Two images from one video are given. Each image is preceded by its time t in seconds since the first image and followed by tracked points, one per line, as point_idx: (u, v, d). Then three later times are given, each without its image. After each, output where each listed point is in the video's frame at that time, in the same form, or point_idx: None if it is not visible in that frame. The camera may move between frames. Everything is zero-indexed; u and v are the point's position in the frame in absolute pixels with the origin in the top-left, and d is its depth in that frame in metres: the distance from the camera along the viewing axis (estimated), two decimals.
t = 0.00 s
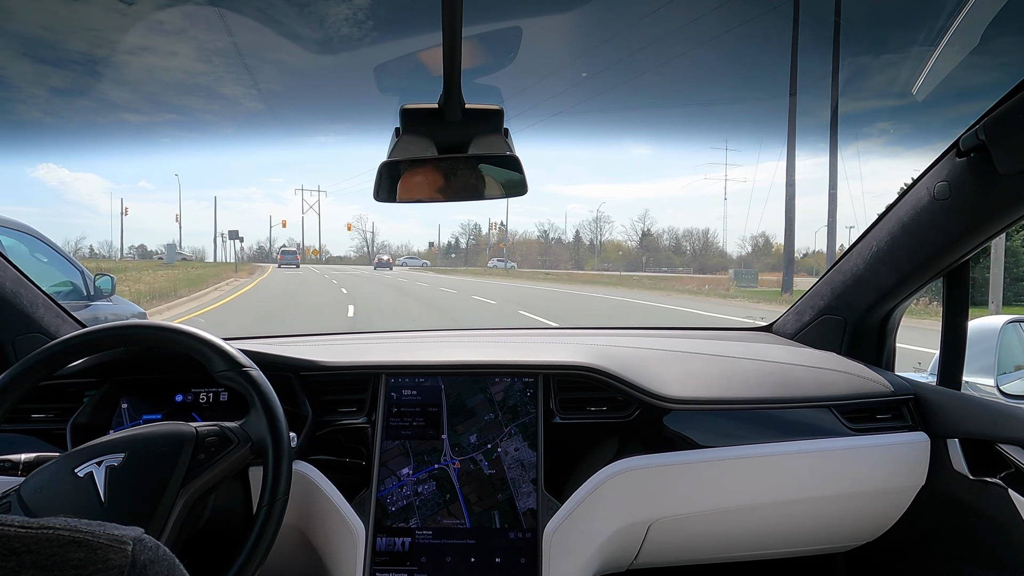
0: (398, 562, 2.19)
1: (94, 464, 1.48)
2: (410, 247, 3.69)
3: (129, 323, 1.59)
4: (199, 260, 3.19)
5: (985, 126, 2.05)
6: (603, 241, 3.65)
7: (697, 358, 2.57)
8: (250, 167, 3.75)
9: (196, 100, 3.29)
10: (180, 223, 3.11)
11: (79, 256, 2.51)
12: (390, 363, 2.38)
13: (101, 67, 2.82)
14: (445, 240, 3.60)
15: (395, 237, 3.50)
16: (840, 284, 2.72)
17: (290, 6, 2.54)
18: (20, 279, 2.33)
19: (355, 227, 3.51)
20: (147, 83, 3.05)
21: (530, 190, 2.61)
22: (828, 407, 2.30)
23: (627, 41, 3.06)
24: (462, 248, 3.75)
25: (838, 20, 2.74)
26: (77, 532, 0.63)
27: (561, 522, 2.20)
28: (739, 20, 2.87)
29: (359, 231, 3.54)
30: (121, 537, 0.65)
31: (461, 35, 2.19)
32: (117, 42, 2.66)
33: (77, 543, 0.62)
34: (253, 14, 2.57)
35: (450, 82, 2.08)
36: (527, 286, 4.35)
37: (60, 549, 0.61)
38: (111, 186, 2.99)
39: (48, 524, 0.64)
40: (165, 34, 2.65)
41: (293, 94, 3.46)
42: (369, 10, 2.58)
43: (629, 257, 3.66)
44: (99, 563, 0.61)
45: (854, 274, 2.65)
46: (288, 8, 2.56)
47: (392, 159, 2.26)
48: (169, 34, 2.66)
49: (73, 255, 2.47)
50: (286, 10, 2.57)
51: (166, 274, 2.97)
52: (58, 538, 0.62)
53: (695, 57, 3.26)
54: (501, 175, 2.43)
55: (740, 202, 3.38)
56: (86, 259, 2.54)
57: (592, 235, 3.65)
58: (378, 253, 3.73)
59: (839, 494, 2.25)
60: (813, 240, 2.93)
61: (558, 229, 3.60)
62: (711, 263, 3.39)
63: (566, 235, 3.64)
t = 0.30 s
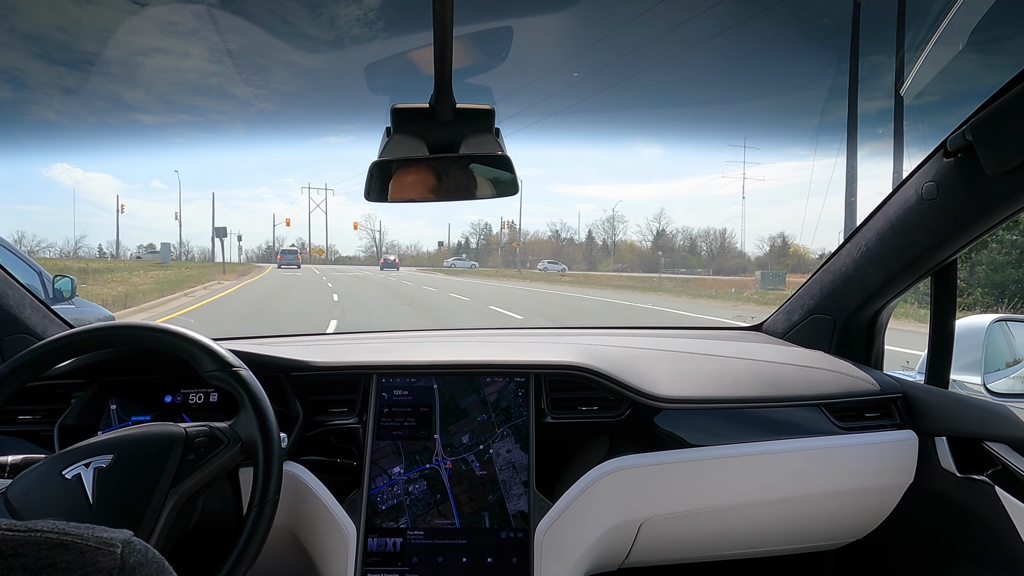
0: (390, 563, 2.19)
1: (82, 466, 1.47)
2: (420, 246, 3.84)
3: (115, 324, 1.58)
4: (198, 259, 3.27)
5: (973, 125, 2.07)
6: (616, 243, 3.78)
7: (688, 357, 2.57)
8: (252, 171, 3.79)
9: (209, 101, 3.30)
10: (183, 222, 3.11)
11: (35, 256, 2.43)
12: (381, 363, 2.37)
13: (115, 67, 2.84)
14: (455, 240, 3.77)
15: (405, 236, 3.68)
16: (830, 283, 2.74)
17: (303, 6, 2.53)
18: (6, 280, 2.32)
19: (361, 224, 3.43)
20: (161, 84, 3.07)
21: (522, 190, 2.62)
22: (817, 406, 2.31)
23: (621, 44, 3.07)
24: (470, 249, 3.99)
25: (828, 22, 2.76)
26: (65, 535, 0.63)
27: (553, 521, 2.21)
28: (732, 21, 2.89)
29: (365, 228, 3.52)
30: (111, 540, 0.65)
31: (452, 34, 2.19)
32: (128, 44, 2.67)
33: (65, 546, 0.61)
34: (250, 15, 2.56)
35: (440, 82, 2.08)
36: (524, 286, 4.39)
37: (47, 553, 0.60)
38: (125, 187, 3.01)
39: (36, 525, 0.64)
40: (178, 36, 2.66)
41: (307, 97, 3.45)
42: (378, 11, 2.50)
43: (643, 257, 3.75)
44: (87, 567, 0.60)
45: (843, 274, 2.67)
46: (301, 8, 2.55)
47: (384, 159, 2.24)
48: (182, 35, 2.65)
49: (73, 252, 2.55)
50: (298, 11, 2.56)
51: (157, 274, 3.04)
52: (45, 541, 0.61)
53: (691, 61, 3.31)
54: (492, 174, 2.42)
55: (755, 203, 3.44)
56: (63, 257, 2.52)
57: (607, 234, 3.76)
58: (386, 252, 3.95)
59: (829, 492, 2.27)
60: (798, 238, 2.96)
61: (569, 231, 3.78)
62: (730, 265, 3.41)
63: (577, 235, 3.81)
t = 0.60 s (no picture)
0: (381, 563, 2.18)
1: (70, 466, 1.46)
2: (431, 246, 3.89)
3: (103, 323, 1.56)
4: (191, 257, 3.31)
5: (962, 126, 2.08)
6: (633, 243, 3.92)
7: (679, 356, 2.58)
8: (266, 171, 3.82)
9: (221, 101, 3.31)
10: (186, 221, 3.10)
11: None
12: (373, 363, 2.36)
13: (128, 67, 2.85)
14: (467, 239, 3.90)
15: (415, 236, 3.65)
16: (820, 283, 2.76)
17: (313, 6, 2.49)
18: None
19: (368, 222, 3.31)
20: (172, 84, 3.08)
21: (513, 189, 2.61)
22: (808, 405, 2.32)
23: (615, 43, 3.07)
24: (482, 249, 4.10)
25: (818, 23, 2.82)
26: (45, 530, 0.63)
27: (545, 520, 2.21)
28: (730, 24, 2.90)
29: (373, 228, 3.47)
30: (93, 533, 0.64)
31: (444, 31, 2.18)
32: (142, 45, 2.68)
33: (44, 541, 0.62)
34: (263, 15, 2.53)
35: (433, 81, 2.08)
36: (529, 286, 4.42)
37: (27, 548, 0.61)
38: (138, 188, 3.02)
39: (16, 522, 0.64)
40: (190, 36, 2.66)
41: (316, 98, 3.43)
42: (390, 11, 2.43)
43: (660, 257, 3.78)
44: (69, 561, 0.60)
45: (834, 273, 2.69)
46: (311, 9, 2.51)
47: (375, 158, 2.24)
48: (194, 37, 2.66)
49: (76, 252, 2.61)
50: (308, 11, 2.53)
51: (149, 275, 3.02)
52: (24, 537, 0.62)
53: (691, 63, 3.32)
54: (483, 174, 2.42)
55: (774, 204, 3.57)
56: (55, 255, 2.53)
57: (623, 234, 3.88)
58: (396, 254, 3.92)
59: (819, 491, 2.28)
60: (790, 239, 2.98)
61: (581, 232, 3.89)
62: (750, 265, 3.28)
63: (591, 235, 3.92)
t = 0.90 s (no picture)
0: (372, 564, 2.18)
1: (58, 467, 1.43)
2: (443, 245, 3.99)
3: (93, 323, 1.55)
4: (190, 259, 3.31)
5: (951, 128, 2.10)
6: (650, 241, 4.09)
7: (671, 357, 2.59)
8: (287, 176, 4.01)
9: (233, 100, 3.34)
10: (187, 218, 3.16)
11: None
12: (365, 363, 2.36)
13: (143, 69, 2.91)
14: (479, 239, 4.04)
15: (427, 236, 3.74)
16: (811, 284, 2.78)
17: (324, 7, 2.48)
18: None
19: (378, 221, 3.29)
20: (187, 86, 3.13)
21: (505, 188, 2.60)
22: (799, 405, 2.34)
23: (607, 45, 3.08)
24: (494, 248, 4.23)
25: (810, 26, 2.78)
26: (35, 498, 0.67)
27: (537, 521, 2.21)
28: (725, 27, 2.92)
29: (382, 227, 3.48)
30: (85, 498, 0.69)
31: (437, 33, 2.18)
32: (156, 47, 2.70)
33: (38, 508, 0.66)
34: (276, 15, 2.54)
35: (426, 82, 2.08)
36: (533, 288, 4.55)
37: (21, 515, 0.65)
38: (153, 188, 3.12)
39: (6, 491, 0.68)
40: (206, 38, 2.69)
41: (329, 98, 3.44)
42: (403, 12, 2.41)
43: (677, 257, 3.95)
44: (64, 526, 0.65)
45: (825, 274, 2.71)
46: (322, 9, 2.50)
47: (364, 158, 2.22)
48: (208, 38, 2.68)
49: (77, 251, 2.69)
50: (319, 11, 2.51)
51: (142, 276, 2.99)
52: (17, 505, 0.66)
53: (690, 65, 3.35)
54: (474, 173, 2.42)
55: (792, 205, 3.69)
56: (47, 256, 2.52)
57: (638, 234, 4.09)
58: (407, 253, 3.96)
59: (810, 491, 2.29)
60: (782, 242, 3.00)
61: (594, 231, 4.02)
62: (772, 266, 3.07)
63: (606, 235, 4.02)
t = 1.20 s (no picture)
0: (362, 564, 2.18)
1: (45, 467, 1.43)
2: (453, 245, 3.81)
3: (81, 321, 1.53)
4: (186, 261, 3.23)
5: (941, 132, 2.11)
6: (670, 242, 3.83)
7: (662, 358, 2.60)
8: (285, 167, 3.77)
9: (248, 100, 3.42)
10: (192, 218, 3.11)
11: None
12: (356, 363, 2.35)
13: (159, 70, 2.99)
14: (493, 240, 3.84)
15: (439, 236, 3.61)
16: (801, 286, 2.80)
17: (337, 7, 2.47)
18: None
19: (387, 218, 3.22)
20: (203, 87, 3.20)
21: (499, 189, 2.60)
22: (789, 406, 2.35)
23: (601, 46, 3.09)
24: (509, 248, 4.17)
25: (801, 28, 2.80)
26: (34, 502, 0.68)
27: (527, 521, 2.21)
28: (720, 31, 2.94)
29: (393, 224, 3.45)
30: (83, 502, 0.71)
31: (431, 36, 2.18)
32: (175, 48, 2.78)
33: (36, 512, 0.67)
34: (291, 17, 2.56)
35: (418, 83, 2.08)
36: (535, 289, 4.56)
37: (20, 519, 0.66)
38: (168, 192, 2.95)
39: (5, 496, 0.69)
40: (218, 39, 2.73)
41: (341, 97, 3.45)
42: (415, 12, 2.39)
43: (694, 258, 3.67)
44: (63, 531, 0.66)
45: (815, 276, 2.73)
46: (334, 10, 2.49)
47: (359, 157, 2.21)
48: (222, 39, 2.73)
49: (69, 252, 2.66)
50: (334, 13, 2.51)
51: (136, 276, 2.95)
52: (15, 510, 0.67)
53: (689, 67, 3.35)
54: (468, 174, 2.41)
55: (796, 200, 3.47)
56: (40, 256, 2.53)
57: (656, 234, 3.87)
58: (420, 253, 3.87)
59: (798, 492, 2.30)
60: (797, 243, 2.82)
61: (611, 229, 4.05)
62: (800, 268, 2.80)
63: (622, 235, 4.04)
